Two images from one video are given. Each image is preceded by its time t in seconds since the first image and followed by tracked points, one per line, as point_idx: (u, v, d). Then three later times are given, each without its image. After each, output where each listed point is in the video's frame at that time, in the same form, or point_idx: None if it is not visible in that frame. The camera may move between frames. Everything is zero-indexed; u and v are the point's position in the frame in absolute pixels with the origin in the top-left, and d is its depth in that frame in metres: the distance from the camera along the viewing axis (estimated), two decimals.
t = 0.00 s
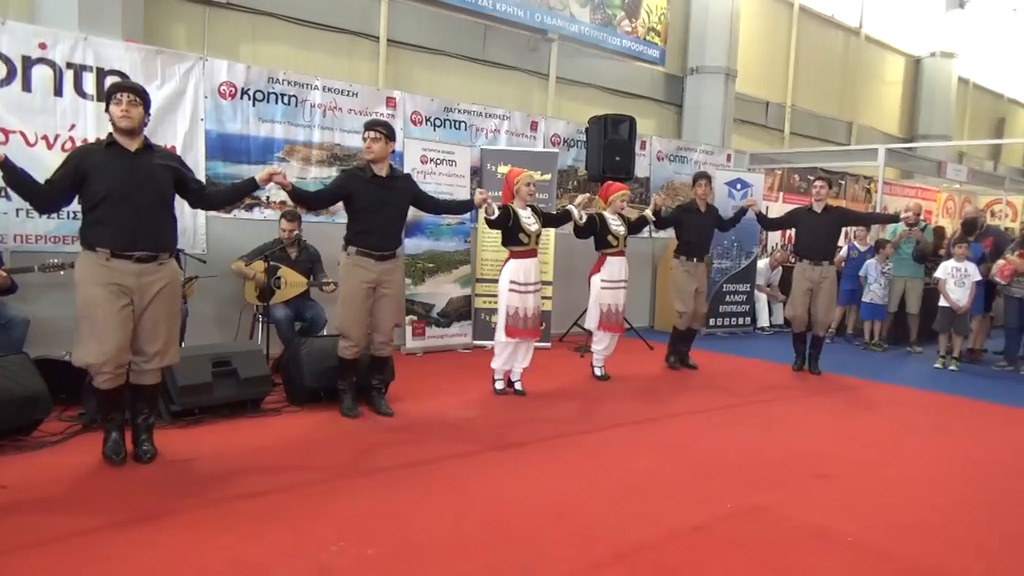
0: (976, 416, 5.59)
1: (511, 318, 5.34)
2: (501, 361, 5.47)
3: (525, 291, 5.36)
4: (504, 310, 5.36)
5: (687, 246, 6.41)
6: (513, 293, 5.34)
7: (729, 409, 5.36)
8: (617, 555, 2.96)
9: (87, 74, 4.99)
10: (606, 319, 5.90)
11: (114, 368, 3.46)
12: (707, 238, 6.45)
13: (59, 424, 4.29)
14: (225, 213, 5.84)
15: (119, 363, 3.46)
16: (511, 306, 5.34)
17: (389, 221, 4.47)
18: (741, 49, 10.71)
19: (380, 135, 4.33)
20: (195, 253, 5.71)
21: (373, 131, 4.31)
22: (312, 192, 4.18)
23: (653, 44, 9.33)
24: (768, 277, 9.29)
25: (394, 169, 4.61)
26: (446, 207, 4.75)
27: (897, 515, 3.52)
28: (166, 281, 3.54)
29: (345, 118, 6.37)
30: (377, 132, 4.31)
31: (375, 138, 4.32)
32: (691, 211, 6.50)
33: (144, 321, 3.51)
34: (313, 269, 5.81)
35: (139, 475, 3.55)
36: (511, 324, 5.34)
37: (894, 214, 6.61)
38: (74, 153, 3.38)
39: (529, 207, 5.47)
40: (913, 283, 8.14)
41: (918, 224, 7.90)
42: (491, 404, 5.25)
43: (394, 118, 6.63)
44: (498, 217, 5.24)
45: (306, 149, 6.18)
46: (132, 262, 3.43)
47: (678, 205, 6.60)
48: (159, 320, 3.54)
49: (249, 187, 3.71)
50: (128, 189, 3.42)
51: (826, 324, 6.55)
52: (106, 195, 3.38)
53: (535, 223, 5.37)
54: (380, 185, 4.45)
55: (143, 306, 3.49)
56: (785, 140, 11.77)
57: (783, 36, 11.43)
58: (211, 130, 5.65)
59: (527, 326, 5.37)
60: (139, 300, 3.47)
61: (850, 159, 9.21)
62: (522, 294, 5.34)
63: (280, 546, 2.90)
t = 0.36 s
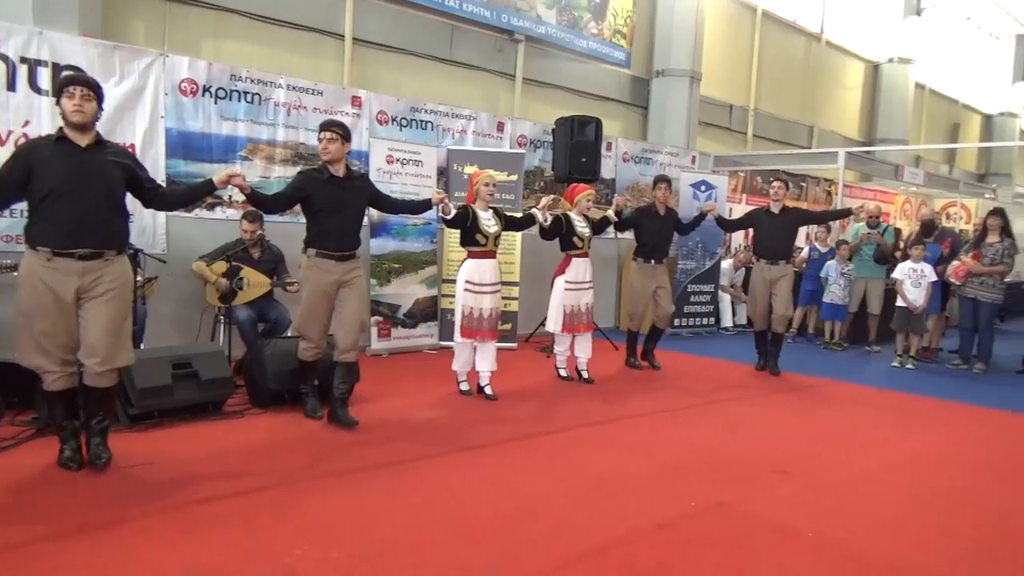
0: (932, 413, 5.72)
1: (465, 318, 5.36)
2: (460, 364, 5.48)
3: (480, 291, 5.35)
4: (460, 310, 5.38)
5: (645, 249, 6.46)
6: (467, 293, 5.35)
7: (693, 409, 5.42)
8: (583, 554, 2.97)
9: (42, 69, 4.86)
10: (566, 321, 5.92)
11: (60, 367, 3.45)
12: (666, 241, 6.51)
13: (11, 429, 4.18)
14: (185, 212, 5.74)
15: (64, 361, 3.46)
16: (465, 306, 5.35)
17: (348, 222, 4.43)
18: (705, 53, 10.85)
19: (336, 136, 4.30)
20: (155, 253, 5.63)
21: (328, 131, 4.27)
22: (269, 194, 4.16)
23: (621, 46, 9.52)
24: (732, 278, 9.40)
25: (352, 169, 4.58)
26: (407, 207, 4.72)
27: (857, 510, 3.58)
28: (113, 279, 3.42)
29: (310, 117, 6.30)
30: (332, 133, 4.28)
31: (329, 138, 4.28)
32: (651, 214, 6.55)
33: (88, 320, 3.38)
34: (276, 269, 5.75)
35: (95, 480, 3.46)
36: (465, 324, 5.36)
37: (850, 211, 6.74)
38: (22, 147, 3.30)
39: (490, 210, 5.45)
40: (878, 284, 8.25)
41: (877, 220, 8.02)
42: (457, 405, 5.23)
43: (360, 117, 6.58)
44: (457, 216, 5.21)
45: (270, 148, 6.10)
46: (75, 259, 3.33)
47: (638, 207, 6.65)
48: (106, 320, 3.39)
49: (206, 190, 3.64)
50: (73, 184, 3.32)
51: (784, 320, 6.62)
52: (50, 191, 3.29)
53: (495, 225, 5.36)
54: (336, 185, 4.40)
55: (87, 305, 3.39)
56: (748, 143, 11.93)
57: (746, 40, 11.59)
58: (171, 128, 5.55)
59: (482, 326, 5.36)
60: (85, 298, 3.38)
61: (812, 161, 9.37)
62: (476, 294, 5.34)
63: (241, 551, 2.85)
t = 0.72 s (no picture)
0: (886, 411, 5.86)
1: (430, 320, 5.32)
2: (423, 364, 5.42)
3: (446, 293, 5.34)
4: (425, 312, 5.34)
5: (614, 249, 6.51)
6: (433, 295, 5.33)
7: (656, 408, 5.47)
8: (549, 554, 2.97)
9: None
10: (535, 321, 5.94)
11: (9, 376, 3.31)
12: (634, 240, 6.55)
13: None
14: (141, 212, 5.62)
15: (13, 368, 3.31)
16: (431, 309, 5.32)
17: (316, 225, 4.38)
18: (667, 56, 10.98)
19: (304, 139, 4.24)
20: (110, 253, 5.47)
21: (296, 134, 4.21)
22: (235, 196, 4.06)
23: (583, 49, 9.58)
24: (693, 279, 9.52)
25: (319, 173, 4.50)
26: (367, 215, 4.64)
27: (817, 507, 3.65)
28: (69, 286, 3.32)
29: (270, 116, 6.21)
30: (300, 136, 4.22)
31: (297, 141, 4.22)
32: (619, 214, 6.59)
33: (44, 325, 3.30)
34: (235, 270, 5.67)
35: (46, 488, 3.36)
36: (431, 326, 5.32)
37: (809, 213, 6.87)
38: None
39: (455, 210, 5.42)
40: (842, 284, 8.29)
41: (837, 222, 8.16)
42: (421, 407, 5.20)
43: (321, 116, 6.51)
44: (422, 218, 5.19)
45: (229, 147, 6.00)
46: (30, 264, 3.24)
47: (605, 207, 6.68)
48: (66, 324, 3.32)
49: (164, 189, 3.50)
50: (25, 186, 3.21)
51: (743, 321, 6.70)
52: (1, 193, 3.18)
53: (459, 227, 5.36)
54: (305, 188, 4.34)
55: (41, 311, 3.29)
56: (710, 145, 12.08)
57: (707, 44, 11.75)
58: (127, 126, 5.43)
59: (448, 328, 5.34)
60: (39, 303, 3.28)
61: (771, 163, 9.53)
62: (442, 296, 5.33)
63: (201, 558, 2.79)
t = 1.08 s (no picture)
0: (851, 409, 5.96)
1: (413, 324, 5.28)
2: (404, 367, 5.37)
3: (426, 296, 5.32)
4: (407, 317, 5.30)
5: (588, 250, 6.52)
6: (413, 298, 5.28)
7: (626, 408, 5.50)
8: (520, 554, 2.97)
9: None
10: (521, 326, 5.90)
11: None
12: (606, 241, 6.60)
13: None
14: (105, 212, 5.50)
15: None
16: (413, 312, 5.28)
17: (283, 227, 4.32)
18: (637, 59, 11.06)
19: (272, 139, 4.16)
20: (72, 254, 5.35)
21: (264, 134, 4.13)
22: (200, 198, 3.97)
23: (555, 50, 9.66)
24: (664, 279, 9.55)
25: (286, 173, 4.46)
26: (338, 216, 4.57)
27: (784, 504, 3.69)
28: (36, 288, 3.22)
29: (238, 115, 6.13)
30: (269, 135, 4.14)
31: (265, 141, 4.14)
32: (593, 215, 6.60)
33: (11, 328, 3.19)
34: (201, 271, 5.58)
35: (5, 495, 3.27)
36: (414, 329, 5.28)
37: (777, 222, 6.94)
38: None
39: (433, 212, 5.41)
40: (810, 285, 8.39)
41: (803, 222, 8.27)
42: (391, 408, 5.17)
43: (290, 116, 6.44)
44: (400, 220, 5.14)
45: (196, 146, 5.92)
46: None
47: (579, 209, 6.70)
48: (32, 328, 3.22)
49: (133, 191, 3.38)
50: None
51: (713, 322, 6.77)
52: None
53: (437, 228, 5.34)
54: (271, 189, 4.29)
55: (7, 313, 3.18)
56: (679, 147, 12.19)
57: (676, 47, 11.87)
58: (90, 123, 5.33)
59: (429, 331, 5.33)
60: (4, 306, 3.16)
61: (740, 165, 9.64)
62: (423, 299, 5.31)
63: (168, 564, 2.74)
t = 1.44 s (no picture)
0: (817, 407, 6.06)
1: (379, 325, 5.21)
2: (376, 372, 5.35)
3: (396, 298, 5.25)
4: (375, 317, 5.24)
5: (561, 251, 6.53)
6: (383, 299, 5.22)
7: (596, 409, 5.52)
8: (490, 556, 2.96)
9: None
10: (488, 326, 5.91)
11: None
12: (577, 243, 6.61)
13: None
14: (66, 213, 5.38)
15: None
16: (380, 313, 5.22)
17: (244, 225, 4.25)
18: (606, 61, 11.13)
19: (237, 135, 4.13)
20: (31, 256, 5.24)
21: (231, 130, 4.09)
22: (161, 198, 3.90)
23: (524, 52, 9.70)
24: (632, 280, 9.70)
25: (250, 171, 4.41)
26: (308, 209, 4.52)
27: (752, 503, 3.73)
28: None
29: (203, 114, 6.04)
30: (233, 131, 4.11)
31: (231, 138, 4.10)
32: (564, 217, 6.63)
33: None
34: (166, 273, 5.49)
35: None
36: (380, 330, 5.20)
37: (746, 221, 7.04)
38: None
39: (409, 212, 5.38)
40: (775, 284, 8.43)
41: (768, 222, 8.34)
42: (360, 411, 5.13)
43: (256, 115, 6.37)
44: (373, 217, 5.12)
45: (159, 146, 5.82)
46: None
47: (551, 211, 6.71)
48: None
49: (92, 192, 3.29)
50: None
51: (682, 322, 6.81)
52: None
53: (412, 228, 5.29)
54: (232, 187, 4.22)
55: None
56: (647, 149, 12.29)
57: (645, 50, 11.97)
58: (49, 122, 5.21)
59: (397, 333, 5.24)
60: None
61: (707, 167, 9.76)
62: (392, 300, 5.23)
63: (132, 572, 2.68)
